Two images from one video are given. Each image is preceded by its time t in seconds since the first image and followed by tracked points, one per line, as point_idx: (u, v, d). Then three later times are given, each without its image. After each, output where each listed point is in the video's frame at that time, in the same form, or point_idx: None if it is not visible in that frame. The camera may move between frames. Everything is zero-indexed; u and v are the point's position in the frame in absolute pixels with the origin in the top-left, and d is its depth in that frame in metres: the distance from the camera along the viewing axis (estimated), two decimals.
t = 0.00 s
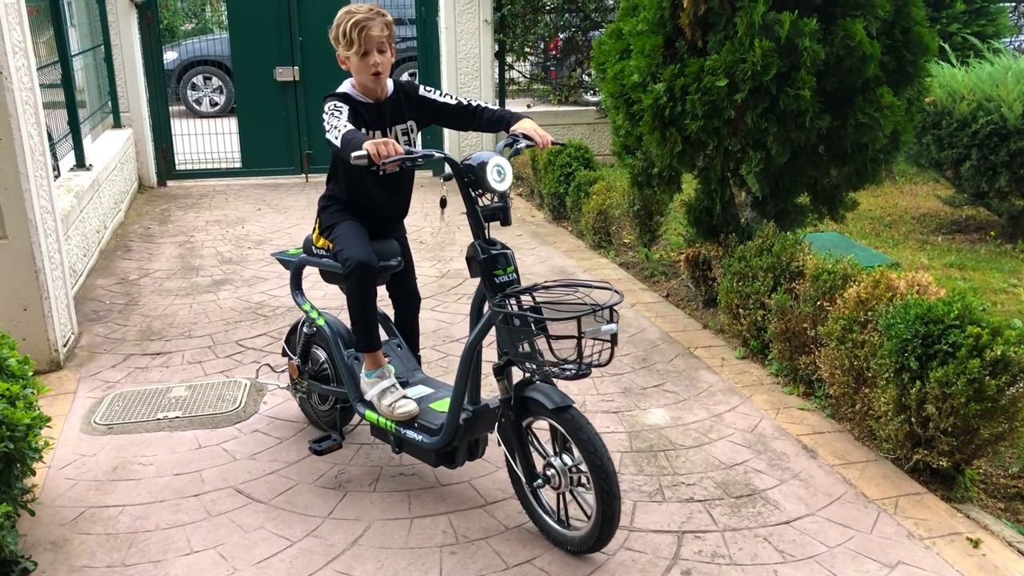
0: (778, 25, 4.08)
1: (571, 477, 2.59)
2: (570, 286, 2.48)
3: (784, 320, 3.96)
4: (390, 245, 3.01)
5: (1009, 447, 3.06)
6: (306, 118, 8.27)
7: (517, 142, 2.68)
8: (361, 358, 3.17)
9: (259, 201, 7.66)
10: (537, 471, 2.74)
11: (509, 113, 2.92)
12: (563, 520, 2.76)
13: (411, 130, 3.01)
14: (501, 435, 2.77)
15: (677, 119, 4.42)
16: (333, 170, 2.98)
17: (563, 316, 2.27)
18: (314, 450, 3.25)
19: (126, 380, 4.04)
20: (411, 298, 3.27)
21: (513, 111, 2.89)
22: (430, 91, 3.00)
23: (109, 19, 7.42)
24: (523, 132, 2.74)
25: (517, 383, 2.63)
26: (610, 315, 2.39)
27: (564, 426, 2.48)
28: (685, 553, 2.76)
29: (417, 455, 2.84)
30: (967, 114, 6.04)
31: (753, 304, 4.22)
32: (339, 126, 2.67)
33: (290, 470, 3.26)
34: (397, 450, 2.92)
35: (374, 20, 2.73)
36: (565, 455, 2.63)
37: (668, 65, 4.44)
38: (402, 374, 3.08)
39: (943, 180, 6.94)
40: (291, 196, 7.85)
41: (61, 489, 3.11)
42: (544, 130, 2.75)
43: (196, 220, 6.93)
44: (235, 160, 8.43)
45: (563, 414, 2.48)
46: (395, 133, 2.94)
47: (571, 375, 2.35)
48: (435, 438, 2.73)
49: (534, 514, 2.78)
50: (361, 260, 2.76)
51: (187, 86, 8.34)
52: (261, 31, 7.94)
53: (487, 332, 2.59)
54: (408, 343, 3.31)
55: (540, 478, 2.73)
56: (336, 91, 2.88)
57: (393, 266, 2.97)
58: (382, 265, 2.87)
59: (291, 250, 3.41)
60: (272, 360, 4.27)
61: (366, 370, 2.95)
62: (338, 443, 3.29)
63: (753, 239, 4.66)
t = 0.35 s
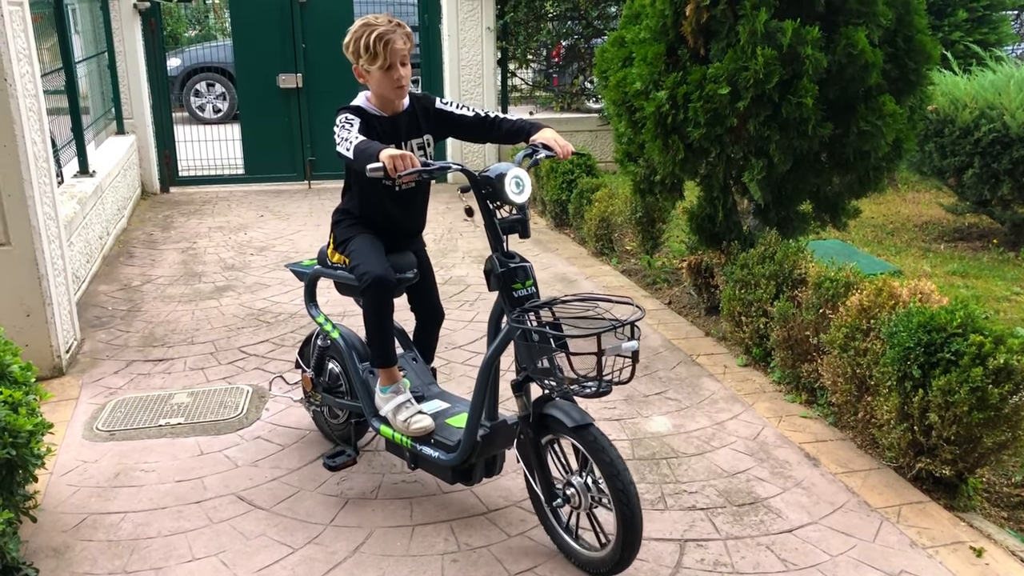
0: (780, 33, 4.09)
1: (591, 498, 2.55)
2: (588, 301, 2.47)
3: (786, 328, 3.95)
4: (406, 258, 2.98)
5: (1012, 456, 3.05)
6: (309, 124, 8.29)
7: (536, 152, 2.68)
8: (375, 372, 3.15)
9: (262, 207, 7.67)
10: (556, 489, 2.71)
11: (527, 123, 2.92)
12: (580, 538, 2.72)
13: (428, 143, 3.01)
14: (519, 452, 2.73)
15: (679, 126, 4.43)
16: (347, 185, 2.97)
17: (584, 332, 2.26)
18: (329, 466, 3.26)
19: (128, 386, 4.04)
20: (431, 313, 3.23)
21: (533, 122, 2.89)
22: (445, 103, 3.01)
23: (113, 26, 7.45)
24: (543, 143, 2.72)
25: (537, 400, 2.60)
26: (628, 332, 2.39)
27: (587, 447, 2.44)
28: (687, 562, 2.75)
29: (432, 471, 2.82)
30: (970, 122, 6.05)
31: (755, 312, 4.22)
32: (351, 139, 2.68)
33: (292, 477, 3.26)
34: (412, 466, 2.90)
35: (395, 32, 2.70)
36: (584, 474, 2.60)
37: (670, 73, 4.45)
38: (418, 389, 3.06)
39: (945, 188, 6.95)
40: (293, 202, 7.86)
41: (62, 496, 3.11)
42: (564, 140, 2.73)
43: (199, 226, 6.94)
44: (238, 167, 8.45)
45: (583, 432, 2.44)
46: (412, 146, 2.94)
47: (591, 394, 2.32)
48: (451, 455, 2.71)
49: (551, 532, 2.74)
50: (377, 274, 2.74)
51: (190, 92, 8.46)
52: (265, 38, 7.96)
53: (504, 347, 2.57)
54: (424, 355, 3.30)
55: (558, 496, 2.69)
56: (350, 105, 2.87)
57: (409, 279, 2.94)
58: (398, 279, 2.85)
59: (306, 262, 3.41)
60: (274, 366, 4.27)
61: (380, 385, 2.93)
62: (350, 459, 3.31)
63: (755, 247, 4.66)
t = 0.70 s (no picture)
0: (780, 38, 4.08)
1: (602, 509, 2.54)
2: (599, 309, 2.46)
3: (787, 332, 3.95)
4: (415, 264, 2.97)
5: (1013, 461, 3.04)
6: (309, 129, 8.30)
7: (547, 159, 2.66)
8: (383, 380, 3.14)
9: (262, 212, 7.68)
10: (566, 499, 2.69)
11: (538, 128, 2.92)
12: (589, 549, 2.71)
13: (438, 148, 3.00)
14: (528, 462, 2.71)
15: (679, 131, 4.43)
16: (358, 191, 2.96)
17: (596, 342, 2.25)
18: (335, 476, 3.24)
19: (128, 392, 4.04)
20: (436, 321, 3.24)
21: (544, 126, 2.88)
22: (456, 108, 3.01)
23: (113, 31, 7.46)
24: (554, 149, 2.72)
25: (546, 410, 2.59)
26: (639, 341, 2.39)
27: (599, 459, 2.42)
28: (687, 568, 2.75)
29: (440, 480, 2.81)
30: (970, 127, 6.04)
31: (755, 316, 4.21)
32: (360, 148, 2.67)
33: (292, 483, 3.26)
34: (419, 475, 2.90)
35: (402, 37, 2.70)
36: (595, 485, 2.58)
37: (670, 78, 4.46)
38: (426, 397, 3.06)
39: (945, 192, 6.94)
40: (293, 207, 7.87)
41: (62, 502, 3.11)
42: (576, 147, 2.73)
43: (199, 232, 6.94)
44: (238, 173, 8.48)
45: (594, 443, 2.44)
46: (422, 151, 2.93)
47: (603, 404, 2.31)
48: (460, 464, 2.70)
49: (560, 543, 2.73)
50: (386, 280, 2.74)
51: (190, 98, 8.51)
52: (265, 43, 7.97)
53: (514, 357, 2.57)
54: (431, 364, 3.29)
55: (568, 506, 2.68)
56: (359, 110, 2.87)
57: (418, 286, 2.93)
58: (407, 285, 2.84)
59: (313, 268, 3.40)
60: (274, 372, 4.27)
61: (388, 394, 2.93)
62: (357, 469, 3.29)
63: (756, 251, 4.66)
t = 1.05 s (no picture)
0: (778, 40, 4.08)
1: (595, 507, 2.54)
2: (594, 308, 2.49)
3: (786, 334, 3.94)
4: (412, 266, 2.97)
5: (1013, 462, 3.04)
6: (309, 132, 8.31)
7: (543, 160, 2.67)
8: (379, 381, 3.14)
9: (262, 216, 7.68)
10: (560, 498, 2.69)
11: (535, 131, 2.91)
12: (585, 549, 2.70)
13: (435, 152, 3.01)
14: (523, 461, 2.72)
15: (678, 133, 4.43)
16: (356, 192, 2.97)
17: (590, 340, 2.25)
18: (330, 475, 3.26)
19: (127, 396, 4.04)
20: (433, 323, 3.24)
21: (541, 130, 2.87)
22: (453, 112, 3.02)
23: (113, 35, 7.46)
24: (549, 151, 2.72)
25: (541, 408, 2.60)
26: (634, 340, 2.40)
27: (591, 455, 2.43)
28: (687, 570, 2.74)
29: (435, 479, 2.81)
30: (969, 128, 6.04)
31: (755, 318, 4.21)
32: (357, 152, 2.67)
33: (292, 486, 3.26)
34: (415, 475, 2.89)
35: (401, 41, 2.70)
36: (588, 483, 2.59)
37: (668, 80, 4.47)
38: (421, 398, 3.05)
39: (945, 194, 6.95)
40: (293, 211, 7.87)
41: (61, 506, 3.10)
42: (572, 149, 2.73)
43: (199, 235, 6.95)
44: (238, 176, 8.45)
45: (588, 440, 2.44)
46: (419, 154, 2.94)
47: (596, 403, 2.31)
48: (455, 463, 2.70)
49: (555, 543, 2.72)
50: (383, 281, 2.74)
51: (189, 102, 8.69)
52: (265, 47, 7.98)
53: (509, 356, 2.57)
54: (428, 366, 3.29)
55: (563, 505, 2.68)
56: (357, 113, 2.87)
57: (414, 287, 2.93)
58: (404, 286, 2.84)
59: (311, 270, 3.40)
60: (274, 375, 4.27)
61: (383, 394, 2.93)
62: (354, 468, 3.31)
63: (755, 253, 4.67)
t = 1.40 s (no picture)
0: (777, 40, 4.09)
1: (583, 501, 2.54)
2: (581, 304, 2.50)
3: (786, 334, 3.95)
4: (401, 263, 2.98)
5: (1012, 461, 3.04)
6: (308, 134, 8.32)
7: (530, 159, 2.68)
8: (370, 378, 3.13)
9: (262, 218, 7.69)
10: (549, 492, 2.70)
11: (522, 131, 2.92)
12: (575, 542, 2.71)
13: (424, 152, 3.01)
14: (511, 455, 2.72)
15: (677, 134, 4.44)
16: (345, 191, 2.97)
17: (575, 335, 2.26)
18: (323, 470, 3.33)
19: (127, 398, 4.04)
20: (424, 320, 3.24)
21: (528, 129, 2.88)
22: (443, 112, 3.02)
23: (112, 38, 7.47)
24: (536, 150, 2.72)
25: (529, 403, 2.61)
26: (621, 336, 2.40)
27: (578, 449, 2.43)
28: (687, 570, 2.74)
29: (426, 475, 2.81)
30: (968, 127, 6.04)
31: (755, 318, 4.21)
32: (347, 152, 2.68)
33: (292, 488, 3.26)
34: (406, 470, 2.89)
35: (390, 45, 2.71)
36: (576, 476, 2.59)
37: (667, 81, 4.47)
38: (412, 394, 3.06)
39: (944, 193, 6.95)
40: (293, 213, 7.88)
41: (61, 508, 3.11)
42: (558, 149, 2.72)
43: (199, 238, 6.95)
44: (238, 177, 8.48)
45: (575, 434, 2.44)
46: (408, 155, 2.94)
47: (582, 397, 2.32)
48: (445, 458, 2.70)
49: (546, 538, 2.73)
50: (371, 278, 2.74)
51: (189, 104, 8.46)
52: (264, 49, 7.99)
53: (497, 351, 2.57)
54: (419, 363, 3.29)
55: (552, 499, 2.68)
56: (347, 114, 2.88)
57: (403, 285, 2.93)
58: (392, 283, 2.84)
59: (303, 269, 3.40)
60: (274, 377, 4.27)
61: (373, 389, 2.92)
62: (345, 464, 3.36)
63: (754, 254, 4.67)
